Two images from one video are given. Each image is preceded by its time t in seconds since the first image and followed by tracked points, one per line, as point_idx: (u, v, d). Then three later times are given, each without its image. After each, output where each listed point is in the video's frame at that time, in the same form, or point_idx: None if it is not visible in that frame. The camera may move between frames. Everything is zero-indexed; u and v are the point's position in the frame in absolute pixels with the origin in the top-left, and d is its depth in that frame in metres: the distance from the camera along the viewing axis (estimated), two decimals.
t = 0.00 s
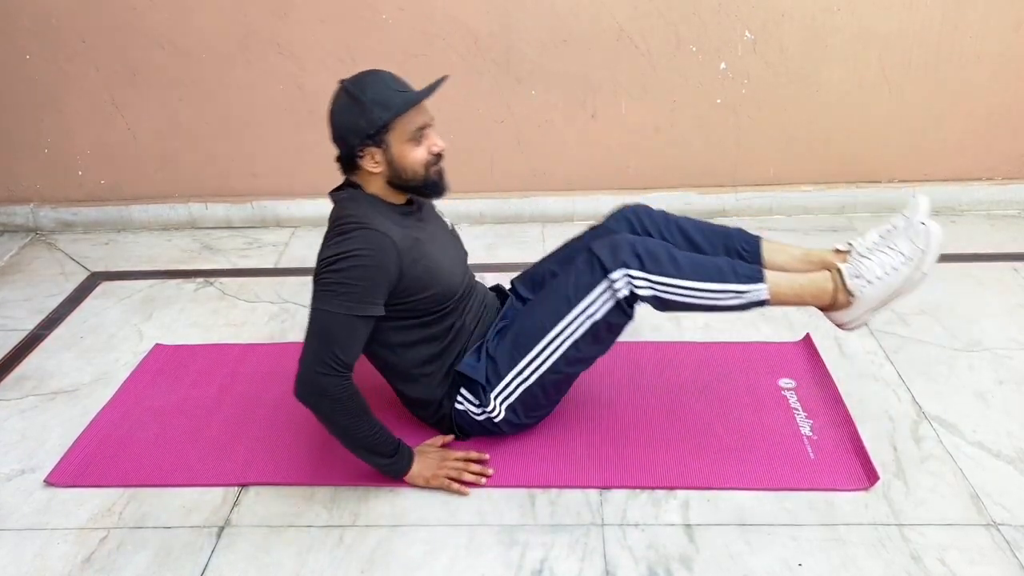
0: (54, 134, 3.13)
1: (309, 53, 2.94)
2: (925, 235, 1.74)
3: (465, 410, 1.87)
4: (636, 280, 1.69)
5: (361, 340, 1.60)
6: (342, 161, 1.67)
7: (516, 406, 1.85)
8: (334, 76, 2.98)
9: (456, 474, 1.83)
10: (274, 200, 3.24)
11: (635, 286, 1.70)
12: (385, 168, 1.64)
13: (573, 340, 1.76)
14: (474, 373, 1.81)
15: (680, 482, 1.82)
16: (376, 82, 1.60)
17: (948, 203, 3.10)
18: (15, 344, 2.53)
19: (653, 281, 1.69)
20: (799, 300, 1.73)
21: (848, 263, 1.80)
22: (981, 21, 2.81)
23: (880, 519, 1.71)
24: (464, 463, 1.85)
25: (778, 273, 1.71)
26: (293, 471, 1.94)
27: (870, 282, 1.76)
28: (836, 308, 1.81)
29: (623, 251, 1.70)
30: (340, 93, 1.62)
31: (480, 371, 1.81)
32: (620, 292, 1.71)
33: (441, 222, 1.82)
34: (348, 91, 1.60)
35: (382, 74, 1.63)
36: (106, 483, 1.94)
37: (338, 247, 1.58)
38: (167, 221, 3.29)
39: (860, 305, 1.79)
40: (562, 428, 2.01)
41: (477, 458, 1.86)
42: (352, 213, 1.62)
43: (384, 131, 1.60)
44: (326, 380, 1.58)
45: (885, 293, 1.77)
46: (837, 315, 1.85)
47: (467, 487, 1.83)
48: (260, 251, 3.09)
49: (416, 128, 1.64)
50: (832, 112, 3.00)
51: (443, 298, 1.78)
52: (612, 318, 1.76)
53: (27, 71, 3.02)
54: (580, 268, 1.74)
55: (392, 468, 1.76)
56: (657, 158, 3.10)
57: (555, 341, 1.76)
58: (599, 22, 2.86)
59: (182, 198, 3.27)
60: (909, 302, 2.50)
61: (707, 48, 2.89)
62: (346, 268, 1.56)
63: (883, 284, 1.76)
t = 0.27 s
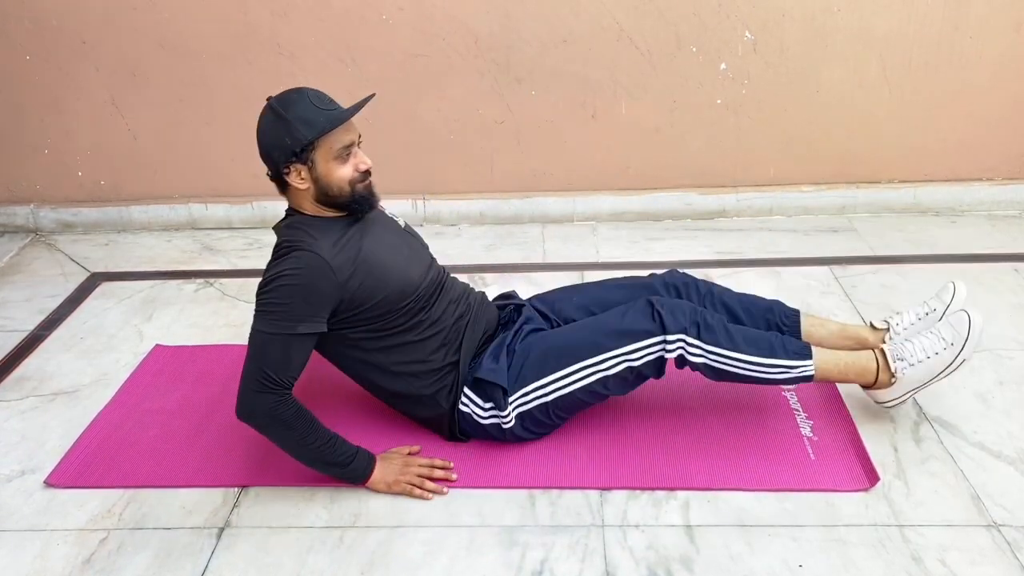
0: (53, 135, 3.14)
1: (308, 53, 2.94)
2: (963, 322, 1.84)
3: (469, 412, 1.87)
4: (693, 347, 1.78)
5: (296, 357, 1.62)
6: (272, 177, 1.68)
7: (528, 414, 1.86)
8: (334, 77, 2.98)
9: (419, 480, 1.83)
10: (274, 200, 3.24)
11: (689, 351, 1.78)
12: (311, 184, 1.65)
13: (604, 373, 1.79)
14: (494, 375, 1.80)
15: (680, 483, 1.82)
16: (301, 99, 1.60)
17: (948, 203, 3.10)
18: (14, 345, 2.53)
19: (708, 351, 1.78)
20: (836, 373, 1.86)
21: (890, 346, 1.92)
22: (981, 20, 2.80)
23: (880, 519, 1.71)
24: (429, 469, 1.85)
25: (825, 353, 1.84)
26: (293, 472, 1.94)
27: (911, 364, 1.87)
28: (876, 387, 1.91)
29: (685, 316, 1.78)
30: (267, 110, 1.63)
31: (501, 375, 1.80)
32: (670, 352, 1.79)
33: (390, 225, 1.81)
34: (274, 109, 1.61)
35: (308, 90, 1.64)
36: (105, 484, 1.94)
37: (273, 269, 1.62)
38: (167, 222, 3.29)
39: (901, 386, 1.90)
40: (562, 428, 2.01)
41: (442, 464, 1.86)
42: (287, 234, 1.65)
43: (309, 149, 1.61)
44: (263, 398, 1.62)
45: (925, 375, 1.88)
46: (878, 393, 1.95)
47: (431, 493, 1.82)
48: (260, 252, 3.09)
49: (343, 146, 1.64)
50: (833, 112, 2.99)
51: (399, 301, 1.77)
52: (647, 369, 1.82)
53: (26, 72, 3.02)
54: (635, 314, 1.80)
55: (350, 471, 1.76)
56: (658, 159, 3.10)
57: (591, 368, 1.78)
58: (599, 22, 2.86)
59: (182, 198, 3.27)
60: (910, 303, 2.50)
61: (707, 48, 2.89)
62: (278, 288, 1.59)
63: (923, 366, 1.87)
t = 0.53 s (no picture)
0: (53, 136, 3.13)
1: (308, 55, 2.94)
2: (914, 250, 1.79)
3: (464, 413, 1.87)
4: (635, 284, 1.70)
5: (325, 344, 1.61)
6: (325, 166, 1.66)
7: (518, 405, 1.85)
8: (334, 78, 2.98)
9: (419, 483, 1.83)
10: (273, 202, 3.24)
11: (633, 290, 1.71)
12: (367, 174, 1.64)
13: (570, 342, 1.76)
14: (474, 375, 1.81)
15: (680, 485, 1.82)
16: (359, 90, 1.60)
17: (948, 205, 3.10)
18: (13, 346, 2.53)
19: (651, 286, 1.70)
20: (787, 306, 1.74)
21: (836, 275, 1.82)
22: (980, 22, 2.81)
23: (879, 521, 1.71)
24: (429, 471, 1.85)
25: (772, 282, 1.72)
26: (293, 474, 1.94)
27: (859, 294, 1.79)
28: (825, 319, 1.82)
29: (622, 253, 1.71)
30: (322, 99, 1.62)
31: (481, 372, 1.81)
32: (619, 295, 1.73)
33: (420, 223, 1.82)
34: (329, 98, 1.60)
35: (365, 81, 1.63)
36: (105, 486, 1.94)
37: (305, 252, 1.60)
38: (167, 223, 3.29)
39: (848, 317, 1.81)
40: (562, 430, 2.01)
41: (442, 466, 1.86)
42: (320, 218, 1.64)
43: (367, 140, 1.60)
44: (289, 384, 1.60)
45: (872, 305, 1.80)
46: (824, 325, 1.86)
47: (431, 495, 1.83)
48: (259, 253, 3.09)
49: (400, 136, 1.64)
50: (832, 114, 2.99)
51: (422, 299, 1.78)
52: (608, 321, 1.77)
53: (26, 73, 3.02)
54: (578, 269, 1.75)
55: (356, 474, 1.76)
56: (657, 160, 3.10)
57: (553, 344, 1.76)
58: (598, 24, 2.86)
59: (181, 200, 3.27)
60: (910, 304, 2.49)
61: (707, 50, 2.89)
62: (311, 272, 1.57)
63: (873, 297, 1.79)
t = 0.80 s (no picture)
0: (51, 137, 3.13)
1: (306, 56, 2.94)
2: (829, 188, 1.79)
3: (455, 416, 1.88)
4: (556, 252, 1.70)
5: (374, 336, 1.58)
6: (386, 161, 1.65)
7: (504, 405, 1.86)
8: (332, 80, 2.98)
9: (417, 485, 1.83)
10: (271, 203, 3.24)
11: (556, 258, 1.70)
12: (432, 173, 1.64)
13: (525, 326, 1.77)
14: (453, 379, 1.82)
15: (678, 486, 1.82)
16: (431, 88, 1.59)
17: (946, 206, 3.10)
18: (11, 348, 2.52)
19: (570, 252, 1.69)
20: (710, 262, 1.77)
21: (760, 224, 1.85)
22: (978, 24, 2.81)
23: (877, 522, 1.71)
24: (427, 473, 1.85)
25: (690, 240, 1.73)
26: (290, 475, 1.94)
27: (782, 241, 1.80)
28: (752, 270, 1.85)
29: (537, 226, 1.70)
30: (392, 94, 1.60)
31: (460, 376, 1.82)
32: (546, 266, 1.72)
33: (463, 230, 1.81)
34: (400, 94, 1.59)
35: (438, 79, 1.62)
36: (103, 487, 1.94)
37: (369, 238, 1.56)
38: (165, 225, 3.29)
39: (775, 265, 1.83)
40: (559, 431, 2.01)
41: (439, 468, 1.86)
42: (385, 208, 1.60)
43: (435, 138, 1.59)
44: (330, 370, 1.56)
45: (797, 251, 1.81)
46: (756, 277, 1.88)
47: (429, 497, 1.83)
48: (257, 255, 3.09)
49: (466, 137, 1.64)
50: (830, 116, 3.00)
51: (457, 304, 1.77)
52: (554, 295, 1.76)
53: (24, 74, 3.02)
54: (504, 251, 1.75)
55: (356, 475, 1.76)
56: (655, 162, 3.10)
57: (509, 335, 1.77)
58: (596, 26, 2.86)
59: (179, 201, 3.27)
60: (907, 306, 2.50)
61: (704, 52, 2.90)
62: (373, 260, 1.53)
63: (794, 241, 1.79)
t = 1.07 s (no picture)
0: (47, 137, 3.13)
1: (303, 57, 2.94)
2: (937, 288, 1.82)
3: (463, 414, 1.86)
4: (663, 313, 1.74)
5: (306, 356, 1.62)
6: (298, 172, 1.68)
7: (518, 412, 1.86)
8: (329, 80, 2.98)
9: (413, 485, 1.83)
10: (268, 203, 3.24)
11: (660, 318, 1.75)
12: (337, 177, 1.64)
13: (585, 359, 1.78)
14: (481, 376, 1.82)
15: (674, 486, 1.82)
16: (328, 92, 1.61)
17: (942, 207, 3.11)
18: (7, 348, 2.52)
19: (679, 315, 1.74)
20: (812, 339, 1.79)
21: (862, 309, 1.86)
22: (974, 25, 2.82)
23: (873, 523, 1.71)
24: (423, 473, 1.85)
25: (799, 317, 1.78)
26: (287, 476, 1.93)
27: (884, 329, 1.82)
28: (850, 352, 1.87)
29: (654, 284, 1.75)
30: (291, 104, 1.63)
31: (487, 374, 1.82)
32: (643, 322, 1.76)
33: (406, 230, 1.82)
34: (297, 102, 1.62)
35: (336, 84, 1.65)
36: (98, 487, 1.93)
37: (285, 266, 1.61)
38: (162, 225, 3.29)
39: (873, 352, 1.85)
40: (557, 431, 2.01)
41: (436, 468, 1.86)
42: (299, 234, 1.65)
43: (336, 141, 1.60)
44: (270, 398, 1.61)
45: (896, 341, 1.84)
46: (848, 359, 1.90)
47: (425, 497, 1.83)
48: (254, 256, 3.09)
49: (370, 137, 1.64)
50: (827, 116, 3.00)
51: (408, 304, 1.77)
52: (626, 344, 1.79)
53: (20, 74, 3.01)
54: (605, 292, 1.78)
55: (348, 477, 1.76)
56: (652, 162, 3.11)
57: (567, 358, 1.77)
58: (594, 27, 2.86)
59: (176, 202, 3.27)
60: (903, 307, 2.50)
61: (701, 53, 2.90)
62: (288, 286, 1.59)
63: (896, 331, 1.82)
